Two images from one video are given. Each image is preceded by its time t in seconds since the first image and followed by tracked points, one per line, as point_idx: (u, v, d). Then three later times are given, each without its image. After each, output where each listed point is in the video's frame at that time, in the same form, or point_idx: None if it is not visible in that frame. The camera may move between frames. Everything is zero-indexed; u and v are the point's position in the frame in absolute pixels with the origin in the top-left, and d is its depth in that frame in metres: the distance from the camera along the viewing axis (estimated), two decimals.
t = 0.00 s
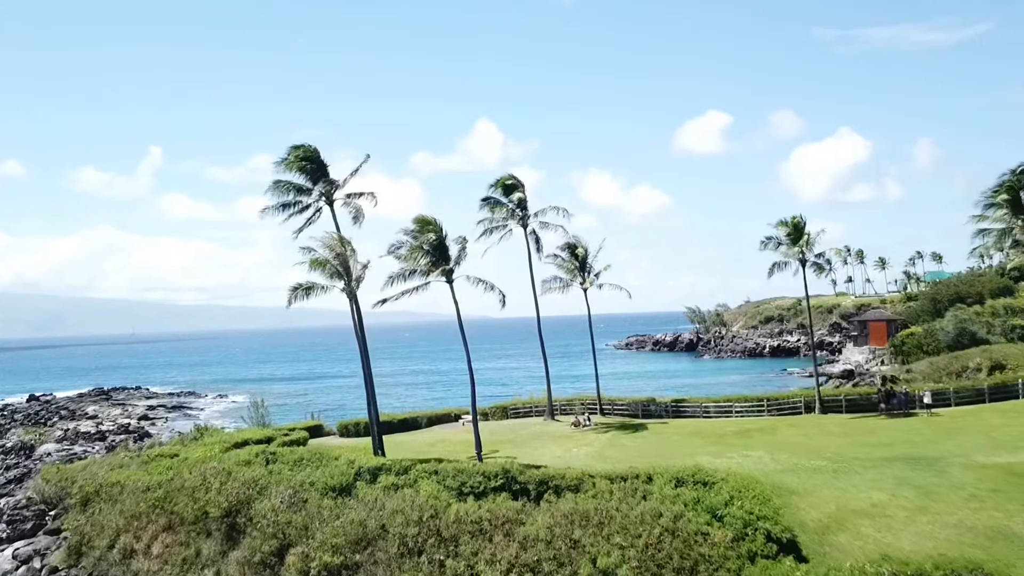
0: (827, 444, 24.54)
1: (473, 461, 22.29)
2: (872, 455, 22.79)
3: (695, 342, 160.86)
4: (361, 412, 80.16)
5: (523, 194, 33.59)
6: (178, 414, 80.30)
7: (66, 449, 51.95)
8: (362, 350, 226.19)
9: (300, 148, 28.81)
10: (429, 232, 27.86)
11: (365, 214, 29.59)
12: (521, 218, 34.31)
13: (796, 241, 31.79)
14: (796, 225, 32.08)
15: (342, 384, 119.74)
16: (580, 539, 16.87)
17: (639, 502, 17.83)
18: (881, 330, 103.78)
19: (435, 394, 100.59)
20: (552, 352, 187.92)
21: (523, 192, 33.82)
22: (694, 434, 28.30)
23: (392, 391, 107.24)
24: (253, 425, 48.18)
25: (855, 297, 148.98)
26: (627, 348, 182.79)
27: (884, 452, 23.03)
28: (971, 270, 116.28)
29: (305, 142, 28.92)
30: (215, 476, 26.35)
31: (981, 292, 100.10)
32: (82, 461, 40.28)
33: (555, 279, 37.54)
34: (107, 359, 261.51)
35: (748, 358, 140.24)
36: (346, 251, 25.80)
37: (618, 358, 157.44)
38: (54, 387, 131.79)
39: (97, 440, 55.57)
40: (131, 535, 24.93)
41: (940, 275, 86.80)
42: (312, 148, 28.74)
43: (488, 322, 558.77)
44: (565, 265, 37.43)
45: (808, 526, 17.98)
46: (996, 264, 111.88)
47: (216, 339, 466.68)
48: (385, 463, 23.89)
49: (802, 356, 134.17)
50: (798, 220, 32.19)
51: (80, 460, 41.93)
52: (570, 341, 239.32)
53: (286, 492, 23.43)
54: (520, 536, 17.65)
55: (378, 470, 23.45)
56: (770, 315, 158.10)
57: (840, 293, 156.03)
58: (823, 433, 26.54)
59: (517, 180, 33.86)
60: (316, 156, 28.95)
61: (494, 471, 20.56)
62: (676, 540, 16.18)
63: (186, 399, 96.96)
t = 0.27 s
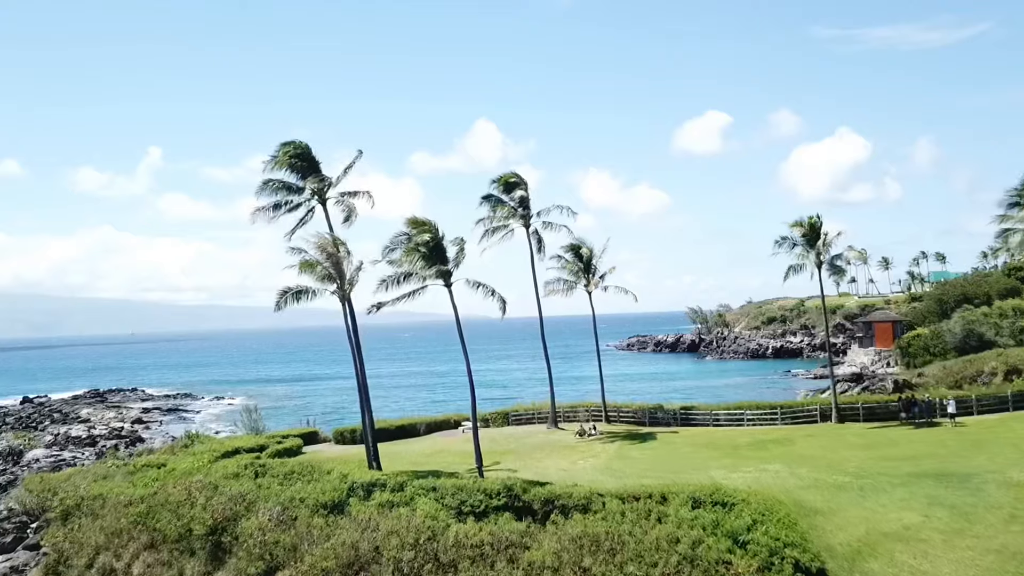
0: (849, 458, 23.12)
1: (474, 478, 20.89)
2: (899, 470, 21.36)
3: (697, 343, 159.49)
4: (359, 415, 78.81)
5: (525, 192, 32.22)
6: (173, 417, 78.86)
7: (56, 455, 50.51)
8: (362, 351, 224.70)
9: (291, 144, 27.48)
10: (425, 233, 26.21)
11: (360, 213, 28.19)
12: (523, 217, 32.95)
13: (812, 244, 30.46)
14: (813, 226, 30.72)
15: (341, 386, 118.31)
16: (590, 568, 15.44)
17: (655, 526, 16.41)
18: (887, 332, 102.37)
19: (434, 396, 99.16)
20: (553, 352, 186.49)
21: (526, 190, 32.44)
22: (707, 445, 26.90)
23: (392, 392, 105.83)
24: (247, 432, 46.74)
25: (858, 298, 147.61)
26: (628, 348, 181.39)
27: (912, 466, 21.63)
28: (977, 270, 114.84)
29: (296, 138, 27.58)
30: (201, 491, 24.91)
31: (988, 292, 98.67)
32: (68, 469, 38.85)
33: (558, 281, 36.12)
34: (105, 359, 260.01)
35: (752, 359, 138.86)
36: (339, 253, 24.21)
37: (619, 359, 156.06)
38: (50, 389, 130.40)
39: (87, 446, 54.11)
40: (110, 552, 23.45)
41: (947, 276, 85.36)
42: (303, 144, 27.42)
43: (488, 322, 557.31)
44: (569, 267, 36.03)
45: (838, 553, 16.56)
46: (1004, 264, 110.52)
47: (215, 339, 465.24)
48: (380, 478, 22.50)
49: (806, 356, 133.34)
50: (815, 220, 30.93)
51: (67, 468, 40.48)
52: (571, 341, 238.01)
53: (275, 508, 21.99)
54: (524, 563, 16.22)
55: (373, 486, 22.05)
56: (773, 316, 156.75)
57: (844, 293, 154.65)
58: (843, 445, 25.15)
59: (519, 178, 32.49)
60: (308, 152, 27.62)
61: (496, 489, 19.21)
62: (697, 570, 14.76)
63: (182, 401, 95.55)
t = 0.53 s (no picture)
0: (873, 473, 21.78)
1: (474, 498, 19.50)
2: (930, 488, 19.98)
3: (699, 344, 158.08)
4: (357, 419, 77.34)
5: (527, 189, 30.81)
6: (167, 421, 77.30)
7: (43, 461, 49.02)
8: (361, 352, 223.18)
9: (280, 140, 26.01)
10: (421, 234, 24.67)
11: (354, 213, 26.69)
12: (525, 215, 31.54)
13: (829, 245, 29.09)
14: (828, 225, 29.33)
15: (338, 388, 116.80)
16: None
17: (674, 554, 15.02)
18: (893, 333, 100.86)
19: (434, 398, 97.64)
20: (554, 353, 185.07)
21: (528, 187, 31.03)
22: (720, 457, 25.54)
23: (390, 394, 104.34)
24: (239, 438, 45.26)
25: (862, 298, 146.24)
26: (629, 349, 180.00)
27: (943, 484, 20.25)
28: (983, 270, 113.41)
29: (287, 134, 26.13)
30: (185, 509, 23.35)
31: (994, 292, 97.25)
32: (52, 479, 37.28)
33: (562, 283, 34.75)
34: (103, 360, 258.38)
35: (754, 360, 137.57)
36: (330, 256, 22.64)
37: (620, 360, 154.63)
38: (44, 390, 128.72)
39: (75, 452, 52.54)
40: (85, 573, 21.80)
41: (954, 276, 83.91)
42: (294, 140, 26.07)
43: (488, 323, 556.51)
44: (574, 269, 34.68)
45: None
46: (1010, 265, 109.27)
47: (214, 339, 463.90)
48: (375, 497, 21.05)
49: (809, 357, 132.12)
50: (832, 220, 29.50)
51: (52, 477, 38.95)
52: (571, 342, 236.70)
53: (262, 527, 20.46)
54: None
55: (367, 505, 20.62)
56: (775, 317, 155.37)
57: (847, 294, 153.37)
58: (866, 458, 23.81)
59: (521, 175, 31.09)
60: (299, 149, 26.17)
61: (500, 511, 17.85)
62: None
63: (176, 403, 94.04)
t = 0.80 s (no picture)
0: (902, 492, 20.42)
1: (477, 522, 18.20)
2: (964, 510, 18.61)
3: (701, 344, 156.76)
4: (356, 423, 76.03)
5: (533, 189, 29.34)
6: (162, 425, 75.94)
7: (31, 469, 47.61)
8: (360, 352, 221.68)
9: (273, 136, 24.53)
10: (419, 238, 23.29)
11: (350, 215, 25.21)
12: (530, 216, 30.09)
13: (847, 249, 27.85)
14: (847, 228, 28.10)
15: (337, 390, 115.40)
16: None
17: None
18: (899, 334, 99.30)
19: (433, 400, 96.24)
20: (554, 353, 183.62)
21: (534, 187, 29.57)
22: (735, 472, 24.20)
23: (390, 397, 102.99)
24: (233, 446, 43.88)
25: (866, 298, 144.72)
26: (631, 349, 178.60)
27: (978, 504, 18.87)
28: (990, 270, 111.84)
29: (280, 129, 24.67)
30: (171, 529, 21.94)
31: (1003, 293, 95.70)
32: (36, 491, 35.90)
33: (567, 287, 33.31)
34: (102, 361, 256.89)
35: (757, 361, 136.16)
36: (322, 261, 21.25)
37: (622, 361, 153.26)
38: (39, 392, 127.25)
39: (65, 459, 51.13)
40: None
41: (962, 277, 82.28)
42: (289, 137, 24.50)
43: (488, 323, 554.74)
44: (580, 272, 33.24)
45: None
46: (1017, 265, 107.97)
47: (214, 339, 462.45)
48: (371, 520, 19.76)
49: (813, 358, 130.86)
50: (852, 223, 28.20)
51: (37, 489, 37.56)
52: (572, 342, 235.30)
53: (250, 549, 19.05)
54: None
55: (362, 528, 19.32)
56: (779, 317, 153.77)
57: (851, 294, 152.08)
58: (892, 474, 22.45)
59: (527, 174, 29.65)
60: (293, 146, 24.69)
61: (504, 537, 16.54)
62: None
63: (172, 406, 92.67)
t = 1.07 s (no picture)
0: (936, 516, 19.06)
1: (480, 552, 16.92)
2: (1005, 538, 17.26)
3: (703, 345, 155.54)
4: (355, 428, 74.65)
5: (539, 191, 27.96)
6: (157, 429, 74.50)
7: (20, 478, 46.30)
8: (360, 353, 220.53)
9: (267, 134, 23.17)
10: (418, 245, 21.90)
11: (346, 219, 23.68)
12: (536, 219, 28.70)
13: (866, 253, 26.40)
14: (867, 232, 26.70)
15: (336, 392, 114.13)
16: None
17: None
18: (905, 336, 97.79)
19: (433, 403, 94.98)
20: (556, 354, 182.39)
21: (541, 189, 28.24)
22: (755, 491, 22.84)
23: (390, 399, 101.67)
24: (227, 456, 42.56)
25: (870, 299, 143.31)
26: (633, 350, 177.35)
27: (1021, 532, 17.50)
28: (997, 271, 110.34)
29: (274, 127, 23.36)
30: (155, 554, 20.53)
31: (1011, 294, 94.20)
32: (21, 504, 34.57)
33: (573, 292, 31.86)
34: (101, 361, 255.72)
35: (760, 363, 134.84)
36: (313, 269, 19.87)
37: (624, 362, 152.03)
38: (36, 394, 126.05)
39: (55, 467, 49.80)
40: None
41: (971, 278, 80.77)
42: (285, 135, 23.26)
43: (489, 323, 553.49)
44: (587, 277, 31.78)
45: None
46: None
47: (214, 339, 461.33)
48: (366, 547, 18.47)
49: (816, 360, 129.76)
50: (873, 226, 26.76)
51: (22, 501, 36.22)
52: (573, 342, 234.03)
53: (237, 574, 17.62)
54: None
55: (357, 556, 17.93)
56: (782, 318, 152.42)
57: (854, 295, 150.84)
58: (923, 495, 21.10)
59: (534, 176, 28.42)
60: (288, 145, 23.34)
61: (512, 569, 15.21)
62: None
63: (168, 409, 91.40)
